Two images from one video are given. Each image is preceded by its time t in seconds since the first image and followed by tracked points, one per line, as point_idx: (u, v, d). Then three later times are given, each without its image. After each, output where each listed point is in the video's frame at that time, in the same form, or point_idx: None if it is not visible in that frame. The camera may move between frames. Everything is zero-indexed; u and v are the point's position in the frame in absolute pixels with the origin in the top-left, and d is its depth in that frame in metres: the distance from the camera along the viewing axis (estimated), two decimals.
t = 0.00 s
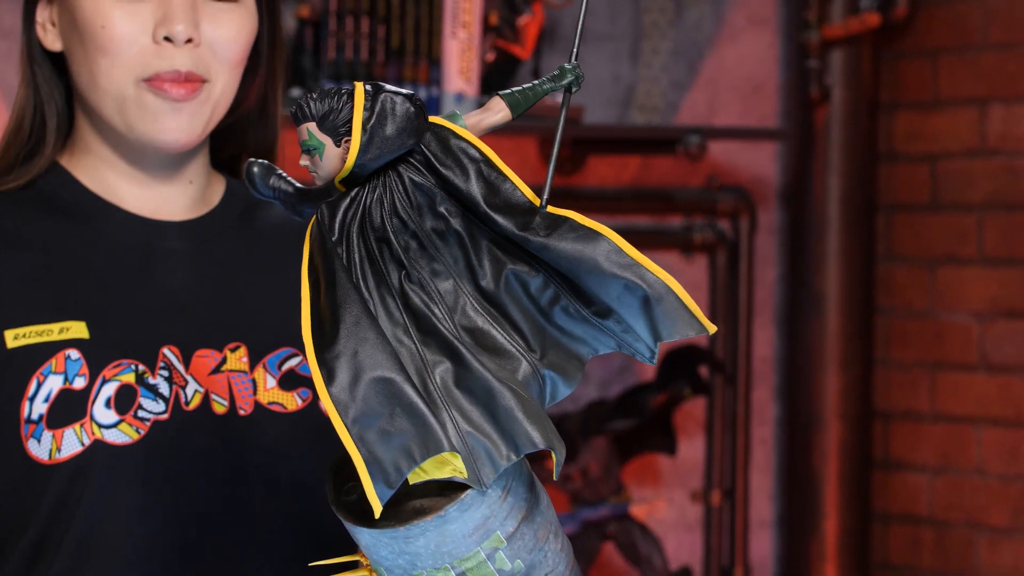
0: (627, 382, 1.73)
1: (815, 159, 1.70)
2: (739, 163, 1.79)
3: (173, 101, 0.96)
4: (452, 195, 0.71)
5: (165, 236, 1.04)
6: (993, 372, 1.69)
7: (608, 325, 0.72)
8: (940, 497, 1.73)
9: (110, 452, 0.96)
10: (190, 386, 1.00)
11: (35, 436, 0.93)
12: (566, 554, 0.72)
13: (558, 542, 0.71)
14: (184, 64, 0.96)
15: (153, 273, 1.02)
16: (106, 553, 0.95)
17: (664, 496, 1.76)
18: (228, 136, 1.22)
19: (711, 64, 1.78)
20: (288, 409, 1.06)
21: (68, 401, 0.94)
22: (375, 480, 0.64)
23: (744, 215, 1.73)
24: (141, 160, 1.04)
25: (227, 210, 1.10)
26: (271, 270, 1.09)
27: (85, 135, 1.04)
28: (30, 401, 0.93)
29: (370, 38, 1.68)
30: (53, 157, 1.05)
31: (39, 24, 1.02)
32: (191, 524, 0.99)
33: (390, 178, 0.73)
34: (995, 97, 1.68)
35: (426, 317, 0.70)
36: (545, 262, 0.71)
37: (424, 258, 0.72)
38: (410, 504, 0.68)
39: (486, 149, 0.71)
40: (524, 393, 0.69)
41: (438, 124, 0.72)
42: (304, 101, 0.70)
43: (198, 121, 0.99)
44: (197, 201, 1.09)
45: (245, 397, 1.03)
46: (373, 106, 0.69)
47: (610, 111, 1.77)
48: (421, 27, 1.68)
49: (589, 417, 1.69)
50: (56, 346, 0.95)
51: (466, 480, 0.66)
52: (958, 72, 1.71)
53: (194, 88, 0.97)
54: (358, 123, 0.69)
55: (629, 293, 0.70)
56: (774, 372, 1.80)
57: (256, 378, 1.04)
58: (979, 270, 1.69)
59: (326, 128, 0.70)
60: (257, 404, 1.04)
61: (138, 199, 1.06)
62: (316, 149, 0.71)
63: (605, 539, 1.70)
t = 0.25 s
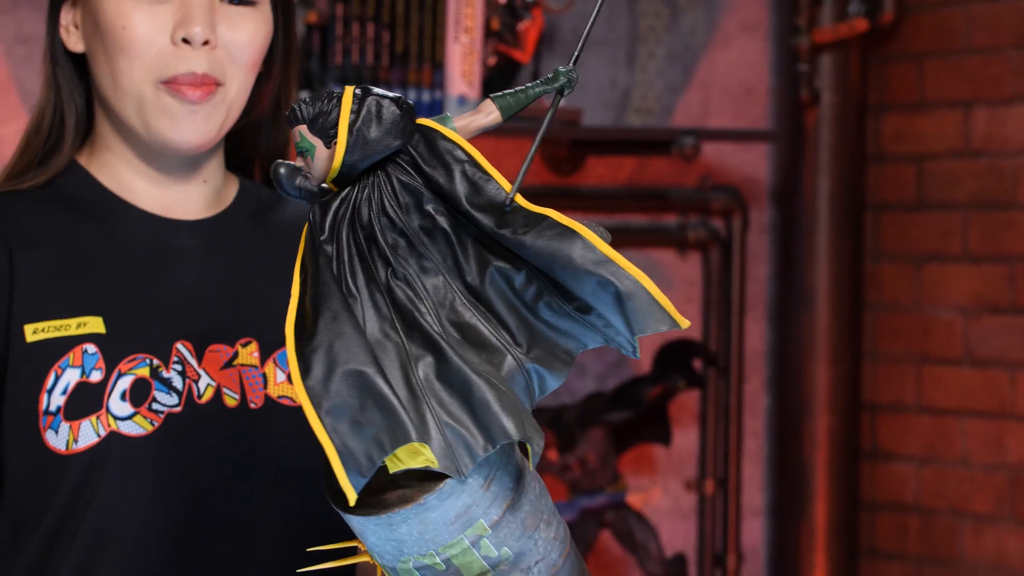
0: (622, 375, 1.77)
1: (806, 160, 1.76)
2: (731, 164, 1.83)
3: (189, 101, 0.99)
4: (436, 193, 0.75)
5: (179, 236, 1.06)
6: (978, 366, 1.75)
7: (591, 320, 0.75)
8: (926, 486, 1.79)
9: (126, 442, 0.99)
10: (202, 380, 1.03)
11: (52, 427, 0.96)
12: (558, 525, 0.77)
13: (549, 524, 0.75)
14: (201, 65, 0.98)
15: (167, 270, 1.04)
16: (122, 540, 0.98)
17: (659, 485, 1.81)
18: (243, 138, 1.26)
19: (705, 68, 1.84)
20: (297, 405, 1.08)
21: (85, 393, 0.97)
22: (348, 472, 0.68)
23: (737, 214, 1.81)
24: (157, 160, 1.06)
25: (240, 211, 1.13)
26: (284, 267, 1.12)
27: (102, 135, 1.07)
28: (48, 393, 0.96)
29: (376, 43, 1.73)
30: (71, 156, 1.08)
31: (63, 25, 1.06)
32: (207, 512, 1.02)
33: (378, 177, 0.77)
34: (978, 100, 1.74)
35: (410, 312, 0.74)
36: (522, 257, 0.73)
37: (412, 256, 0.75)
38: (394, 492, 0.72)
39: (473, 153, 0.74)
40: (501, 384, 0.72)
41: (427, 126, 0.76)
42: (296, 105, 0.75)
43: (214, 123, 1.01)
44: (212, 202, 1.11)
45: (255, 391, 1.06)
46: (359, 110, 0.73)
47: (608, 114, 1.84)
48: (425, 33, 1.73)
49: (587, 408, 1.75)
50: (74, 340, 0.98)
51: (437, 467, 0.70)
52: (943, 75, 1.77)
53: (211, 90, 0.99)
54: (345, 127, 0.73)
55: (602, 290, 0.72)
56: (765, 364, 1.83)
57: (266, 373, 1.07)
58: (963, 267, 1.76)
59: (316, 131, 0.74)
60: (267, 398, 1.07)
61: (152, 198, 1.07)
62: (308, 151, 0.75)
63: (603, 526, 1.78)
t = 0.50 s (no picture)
0: (622, 368, 1.86)
1: (800, 159, 1.82)
2: (727, 163, 1.91)
3: (202, 100, 0.96)
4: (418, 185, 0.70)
5: (194, 233, 1.03)
6: (965, 359, 1.81)
7: (572, 315, 0.70)
8: (916, 475, 1.85)
9: (141, 436, 0.95)
10: (216, 373, 0.99)
11: (70, 418, 0.92)
12: (559, 521, 0.72)
13: (541, 515, 0.70)
14: (215, 63, 0.96)
15: (183, 264, 1.01)
16: (136, 539, 0.94)
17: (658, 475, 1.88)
18: (257, 139, 1.23)
19: (701, 69, 1.90)
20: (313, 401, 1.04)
21: (101, 386, 0.94)
22: (321, 460, 0.65)
23: (733, 212, 1.84)
24: (169, 156, 1.03)
25: (255, 208, 1.09)
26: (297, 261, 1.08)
27: (119, 134, 1.04)
28: (66, 385, 0.93)
29: (383, 46, 1.78)
30: (88, 155, 1.06)
31: (83, 26, 1.05)
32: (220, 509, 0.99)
33: (366, 177, 0.73)
34: (966, 101, 1.81)
35: (391, 305, 0.70)
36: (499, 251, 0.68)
37: (401, 253, 0.72)
38: (377, 481, 0.68)
39: (458, 151, 0.69)
40: (479, 380, 0.68)
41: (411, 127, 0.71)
42: (291, 107, 0.72)
43: (229, 123, 0.98)
44: (226, 200, 1.08)
45: (267, 385, 1.02)
46: (347, 110, 0.70)
47: (607, 115, 1.88)
48: (431, 36, 1.78)
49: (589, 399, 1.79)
50: (91, 334, 0.94)
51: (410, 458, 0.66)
52: (932, 77, 1.83)
53: (226, 89, 0.97)
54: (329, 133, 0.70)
55: (570, 284, 0.67)
56: (760, 357, 1.92)
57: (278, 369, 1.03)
58: (952, 262, 1.82)
59: (308, 133, 0.72)
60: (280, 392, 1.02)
61: (168, 197, 1.04)
62: (302, 152, 0.72)
63: (603, 515, 1.81)
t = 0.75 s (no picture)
0: (621, 362, 1.90)
1: (793, 159, 1.87)
2: (723, 162, 1.95)
3: (215, 100, 0.99)
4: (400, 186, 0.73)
5: (206, 232, 1.07)
6: (955, 353, 1.86)
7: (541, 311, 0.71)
8: (906, 467, 1.90)
9: (153, 427, 1.00)
10: (225, 367, 1.04)
11: (85, 410, 0.97)
12: (548, 510, 0.74)
13: (527, 504, 0.72)
14: (228, 64, 0.99)
15: (194, 262, 1.06)
16: (148, 523, 0.99)
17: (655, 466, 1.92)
18: (266, 140, 1.24)
19: (698, 71, 1.95)
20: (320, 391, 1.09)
21: (115, 379, 0.99)
22: (291, 450, 0.69)
23: (729, 210, 1.89)
24: (183, 155, 1.07)
25: (262, 207, 1.13)
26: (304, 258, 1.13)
27: (133, 134, 1.08)
28: (80, 378, 0.97)
29: (388, 49, 1.83)
30: (102, 155, 1.10)
31: (98, 28, 1.09)
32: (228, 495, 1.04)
33: (354, 177, 0.75)
34: (955, 102, 1.86)
35: (372, 301, 0.73)
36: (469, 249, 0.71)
37: (387, 251, 0.74)
38: (360, 471, 0.71)
39: (438, 151, 0.71)
40: (449, 373, 0.70)
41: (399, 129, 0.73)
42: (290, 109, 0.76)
43: (241, 122, 1.02)
44: (235, 198, 1.12)
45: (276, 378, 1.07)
46: (335, 112, 0.73)
47: (606, 115, 1.94)
48: (435, 39, 1.84)
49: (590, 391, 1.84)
50: (105, 329, 0.99)
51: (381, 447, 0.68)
52: (922, 79, 1.88)
53: (238, 89, 1.01)
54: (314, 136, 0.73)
55: (528, 282, 0.69)
56: (755, 351, 1.97)
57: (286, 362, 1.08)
58: (941, 259, 1.87)
59: (300, 133, 0.75)
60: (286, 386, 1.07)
61: (179, 194, 1.08)
62: (297, 152, 0.75)
63: (602, 505, 1.86)
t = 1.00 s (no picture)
0: (617, 356, 1.96)
1: (784, 159, 1.92)
2: (716, 162, 2.00)
3: (229, 96, 1.01)
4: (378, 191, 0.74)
5: (211, 229, 1.08)
6: (941, 347, 1.91)
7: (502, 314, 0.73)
8: (895, 458, 1.96)
9: (162, 421, 1.02)
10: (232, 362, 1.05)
11: (96, 404, 0.99)
12: (532, 504, 0.75)
13: (506, 497, 0.74)
14: (240, 61, 1.00)
15: (200, 258, 1.07)
16: (159, 515, 1.01)
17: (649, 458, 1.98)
18: (268, 140, 1.26)
19: (692, 73, 2.00)
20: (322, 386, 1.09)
21: (126, 374, 1.00)
22: (268, 438, 0.74)
23: (722, 209, 1.93)
24: (191, 152, 1.07)
25: (266, 205, 1.14)
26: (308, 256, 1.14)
27: (141, 133, 1.09)
28: (91, 373, 0.99)
29: (389, 51, 1.87)
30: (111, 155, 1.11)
31: (108, 32, 1.10)
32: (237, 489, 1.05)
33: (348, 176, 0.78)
34: (941, 103, 1.91)
35: (352, 299, 0.76)
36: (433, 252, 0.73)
37: (372, 252, 0.77)
38: (342, 460, 0.75)
39: (413, 149, 0.74)
40: (417, 372, 0.74)
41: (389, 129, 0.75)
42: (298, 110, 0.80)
43: (253, 119, 1.03)
44: (240, 197, 1.12)
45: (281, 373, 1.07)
46: (326, 113, 0.77)
47: (602, 117, 1.98)
48: (435, 42, 1.88)
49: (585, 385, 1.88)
50: (115, 325, 1.00)
51: (341, 437, 0.73)
52: (909, 81, 1.94)
53: (251, 86, 1.02)
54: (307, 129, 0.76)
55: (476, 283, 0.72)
56: (747, 346, 2.02)
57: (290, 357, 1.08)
58: (928, 257, 1.93)
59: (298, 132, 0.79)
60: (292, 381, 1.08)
61: (187, 192, 1.09)
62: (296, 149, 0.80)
63: (598, 496, 1.90)
